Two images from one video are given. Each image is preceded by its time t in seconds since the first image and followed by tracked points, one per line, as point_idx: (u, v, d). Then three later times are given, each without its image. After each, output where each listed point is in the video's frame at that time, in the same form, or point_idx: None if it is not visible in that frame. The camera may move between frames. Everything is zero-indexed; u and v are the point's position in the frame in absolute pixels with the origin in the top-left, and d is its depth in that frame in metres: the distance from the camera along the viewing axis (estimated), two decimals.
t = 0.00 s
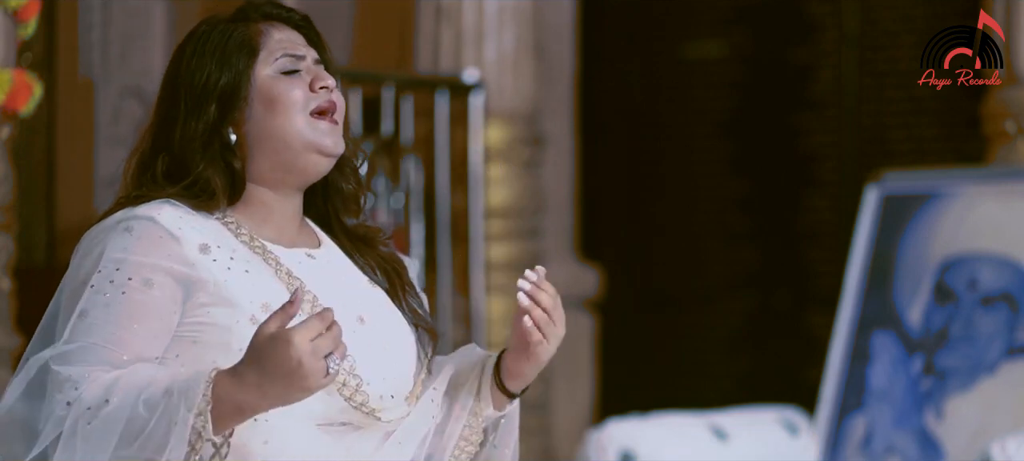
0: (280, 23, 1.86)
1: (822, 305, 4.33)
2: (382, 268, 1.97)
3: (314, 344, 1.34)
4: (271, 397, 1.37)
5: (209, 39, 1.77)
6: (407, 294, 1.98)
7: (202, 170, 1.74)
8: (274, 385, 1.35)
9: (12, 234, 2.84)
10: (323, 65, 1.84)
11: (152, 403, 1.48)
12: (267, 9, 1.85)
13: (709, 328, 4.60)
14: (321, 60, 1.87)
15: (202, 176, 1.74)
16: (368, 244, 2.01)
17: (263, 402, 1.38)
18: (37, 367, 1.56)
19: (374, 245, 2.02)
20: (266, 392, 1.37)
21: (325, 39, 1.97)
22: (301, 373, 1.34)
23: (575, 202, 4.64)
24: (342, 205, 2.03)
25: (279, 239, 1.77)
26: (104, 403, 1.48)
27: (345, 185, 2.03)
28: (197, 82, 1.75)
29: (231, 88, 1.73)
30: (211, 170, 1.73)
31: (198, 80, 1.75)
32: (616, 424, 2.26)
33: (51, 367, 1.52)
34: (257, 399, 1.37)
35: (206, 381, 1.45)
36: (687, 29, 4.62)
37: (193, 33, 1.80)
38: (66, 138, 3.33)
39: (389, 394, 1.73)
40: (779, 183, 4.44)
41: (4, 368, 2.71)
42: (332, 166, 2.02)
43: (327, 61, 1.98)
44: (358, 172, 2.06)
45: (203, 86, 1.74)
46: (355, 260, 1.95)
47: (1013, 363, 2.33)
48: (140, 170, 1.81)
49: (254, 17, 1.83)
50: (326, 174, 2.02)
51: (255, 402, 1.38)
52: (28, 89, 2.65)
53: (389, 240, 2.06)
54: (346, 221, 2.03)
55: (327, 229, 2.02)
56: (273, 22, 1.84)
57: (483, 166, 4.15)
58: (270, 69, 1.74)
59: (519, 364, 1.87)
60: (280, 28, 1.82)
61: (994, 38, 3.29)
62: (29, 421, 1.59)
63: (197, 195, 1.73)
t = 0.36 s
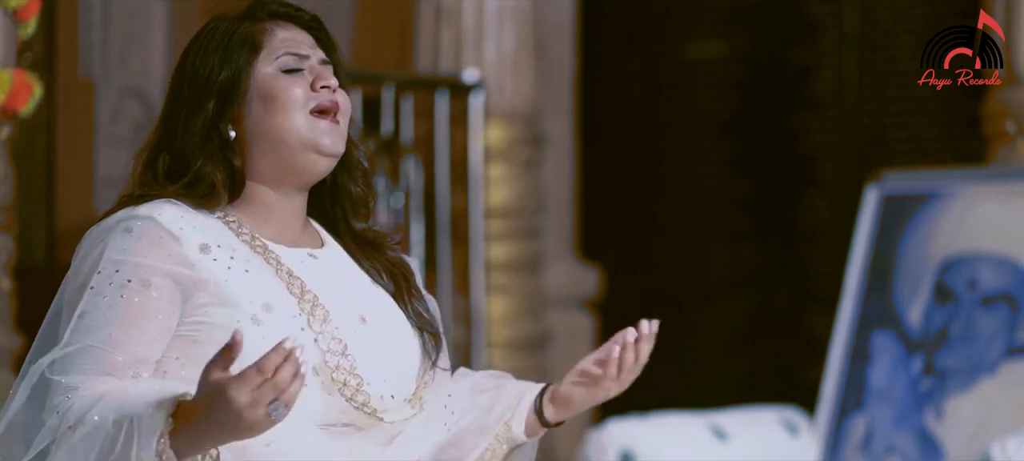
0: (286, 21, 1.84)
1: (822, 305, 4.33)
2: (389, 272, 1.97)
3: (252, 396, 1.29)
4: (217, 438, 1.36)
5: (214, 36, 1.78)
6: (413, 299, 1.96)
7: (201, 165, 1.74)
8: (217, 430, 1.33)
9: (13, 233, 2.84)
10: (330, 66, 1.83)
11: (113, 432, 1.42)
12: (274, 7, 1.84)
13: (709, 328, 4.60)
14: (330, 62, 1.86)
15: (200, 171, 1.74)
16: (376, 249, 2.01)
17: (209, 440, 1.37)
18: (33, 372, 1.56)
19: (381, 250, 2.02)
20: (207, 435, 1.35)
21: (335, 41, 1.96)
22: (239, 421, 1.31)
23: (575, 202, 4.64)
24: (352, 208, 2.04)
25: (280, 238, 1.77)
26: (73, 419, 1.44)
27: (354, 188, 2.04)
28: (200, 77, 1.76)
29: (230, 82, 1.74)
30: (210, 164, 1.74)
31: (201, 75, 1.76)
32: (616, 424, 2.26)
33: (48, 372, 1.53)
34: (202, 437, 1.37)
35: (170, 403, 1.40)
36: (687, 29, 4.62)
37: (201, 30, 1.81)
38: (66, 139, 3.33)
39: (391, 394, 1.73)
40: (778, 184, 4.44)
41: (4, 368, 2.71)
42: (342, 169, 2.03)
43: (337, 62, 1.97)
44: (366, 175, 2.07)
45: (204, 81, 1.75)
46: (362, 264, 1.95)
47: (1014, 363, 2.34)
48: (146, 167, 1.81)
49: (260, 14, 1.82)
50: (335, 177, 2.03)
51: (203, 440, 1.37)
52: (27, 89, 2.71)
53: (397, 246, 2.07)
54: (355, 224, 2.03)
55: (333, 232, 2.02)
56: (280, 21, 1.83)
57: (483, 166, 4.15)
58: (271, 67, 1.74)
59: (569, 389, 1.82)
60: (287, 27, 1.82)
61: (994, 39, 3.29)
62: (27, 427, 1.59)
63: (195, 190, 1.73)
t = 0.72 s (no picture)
0: (295, 17, 1.87)
1: (822, 305, 4.32)
2: (402, 273, 1.95)
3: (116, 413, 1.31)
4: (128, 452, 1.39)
5: (223, 31, 1.81)
6: (425, 299, 1.95)
7: (199, 154, 1.76)
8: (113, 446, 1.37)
9: (13, 234, 2.84)
10: (337, 64, 1.84)
11: (61, 445, 1.44)
12: (284, 3, 1.87)
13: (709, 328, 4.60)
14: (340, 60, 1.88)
15: (198, 162, 1.76)
16: (392, 252, 1.99)
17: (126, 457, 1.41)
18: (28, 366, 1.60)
19: (395, 252, 2.00)
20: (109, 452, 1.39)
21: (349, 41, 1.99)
22: (128, 437, 1.34)
23: (575, 203, 4.65)
24: (364, 211, 2.04)
25: (283, 233, 1.77)
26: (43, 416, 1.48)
27: (367, 191, 2.04)
28: (206, 69, 1.79)
29: (232, 73, 1.76)
30: (208, 155, 1.76)
31: (206, 68, 1.79)
32: (616, 425, 2.26)
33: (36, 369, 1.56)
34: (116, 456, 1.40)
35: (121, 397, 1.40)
36: (687, 30, 4.62)
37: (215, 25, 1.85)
38: (66, 139, 3.35)
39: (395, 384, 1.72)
40: (778, 184, 4.44)
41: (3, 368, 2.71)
42: (354, 172, 2.03)
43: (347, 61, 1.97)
44: (379, 179, 2.07)
45: (208, 73, 1.78)
46: (373, 265, 1.94)
47: (1014, 363, 2.35)
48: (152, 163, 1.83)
49: (269, 11, 1.84)
50: (348, 180, 2.03)
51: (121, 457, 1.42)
52: (28, 89, 2.63)
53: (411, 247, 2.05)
54: (368, 226, 2.03)
55: (345, 231, 2.02)
56: (289, 17, 1.85)
57: (483, 166, 4.15)
58: (275, 60, 1.76)
59: (615, 382, 1.87)
60: (295, 24, 1.85)
61: (994, 39, 3.29)
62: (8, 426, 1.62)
63: (194, 180, 1.74)
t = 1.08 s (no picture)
0: (307, 14, 1.88)
1: (822, 305, 4.31)
2: (412, 276, 1.97)
3: (86, 364, 1.33)
4: (112, 417, 1.43)
5: (233, 26, 1.82)
6: (434, 299, 1.99)
7: (199, 147, 1.79)
8: (93, 403, 1.40)
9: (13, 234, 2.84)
10: (346, 63, 1.84)
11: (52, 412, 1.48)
12: None
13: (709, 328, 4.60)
14: (351, 60, 1.88)
15: (200, 154, 1.78)
16: (402, 254, 2.01)
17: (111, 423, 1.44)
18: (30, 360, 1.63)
19: (407, 255, 2.01)
20: (90, 409, 1.42)
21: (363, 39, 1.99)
22: (107, 392, 1.36)
23: (575, 202, 4.65)
24: (377, 212, 2.05)
25: (290, 231, 1.77)
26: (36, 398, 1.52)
27: (380, 192, 2.06)
28: (215, 64, 1.81)
29: (239, 67, 1.77)
30: (211, 150, 1.78)
31: (215, 62, 1.81)
32: (616, 425, 2.27)
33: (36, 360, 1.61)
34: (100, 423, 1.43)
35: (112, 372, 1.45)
36: (687, 30, 4.62)
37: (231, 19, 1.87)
38: (65, 139, 3.62)
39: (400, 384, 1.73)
40: (778, 184, 4.44)
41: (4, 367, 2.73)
42: (367, 172, 2.06)
43: (359, 60, 1.97)
44: (393, 180, 2.09)
45: (216, 68, 1.80)
46: (382, 267, 1.96)
47: (1013, 362, 2.35)
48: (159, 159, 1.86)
49: (281, 9, 1.86)
50: (360, 180, 2.06)
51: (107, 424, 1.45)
52: (27, 89, 2.62)
53: (423, 249, 2.06)
54: (381, 228, 2.04)
55: (356, 232, 2.04)
56: (300, 15, 1.87)
57: (483, 166, 4.15)
58: (282, 56, 1.77)
59: (621, 344, 1.85)
60: (305, 21, 1.85)
61: (994, 39, 3.29)
62: None
63: (197, 175, 1.76)
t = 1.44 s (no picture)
0: (317, 14, 1.87)
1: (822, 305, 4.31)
2: (420, 278, 1.97)
3: (111, 302, 1.33)
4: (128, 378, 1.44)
5: (243, 25, 1.82)
6: (442, 301, 1.99)
7: (205, 146, 1.79)
8: (113, 350, 1.39)
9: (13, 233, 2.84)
10: (355, 63, 1.84)
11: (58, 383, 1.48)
12: None
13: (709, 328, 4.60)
14: (361, 61, 1.88)
15: (206, 152, 1.79)
16: (409, 257, 2.00)
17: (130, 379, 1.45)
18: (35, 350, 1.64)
19: (415, 258, 2.01)
20: (108, 360, 1.41)
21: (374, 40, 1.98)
22: (128, 333, 1.35)
23: (575, 203, 4.65)
24: (386, 215, 2.05)
25: (298, 232, 1.76)
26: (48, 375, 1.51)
27: (388, 194, 2.05)
28: (225, 62, 1.81)
29: (247, 65, 1.77)
30: (217, 148, 1.78)
31: (224, 60, 1.81)
32: (616, 424, 2.27)
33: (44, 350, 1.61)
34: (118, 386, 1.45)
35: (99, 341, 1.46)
36: (687, 30, 4.62)
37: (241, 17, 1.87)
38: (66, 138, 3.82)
39: (408, 388, 1.73)
40: (778, 184, 4.44)
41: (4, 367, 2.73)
42: (375, 174, 2.05)
43: (370, 61, 1.97)
44: (402, 182, 2.08)
45: (225, 66, 1.80)
46: (389, 269, 1.95)
47: (1013, 363, 2.35)
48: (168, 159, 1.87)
49: (292, 9, 1.86)
50: (369, 181, 2.05)
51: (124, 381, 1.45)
52: (27, 89, 2.62)
53: (432, 252, 2.06)
54: (388, 230, 2.03)
55: (365, 234, 2.03)
56: (310, 15, 1.86)
57: (482, 166, 4.15)
58: (290, 55, 1.77)
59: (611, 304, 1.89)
60: (315, 21, 1.85)
61: (994, 39, 3.29)
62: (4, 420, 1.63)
63: (204, 174, 1.76)
